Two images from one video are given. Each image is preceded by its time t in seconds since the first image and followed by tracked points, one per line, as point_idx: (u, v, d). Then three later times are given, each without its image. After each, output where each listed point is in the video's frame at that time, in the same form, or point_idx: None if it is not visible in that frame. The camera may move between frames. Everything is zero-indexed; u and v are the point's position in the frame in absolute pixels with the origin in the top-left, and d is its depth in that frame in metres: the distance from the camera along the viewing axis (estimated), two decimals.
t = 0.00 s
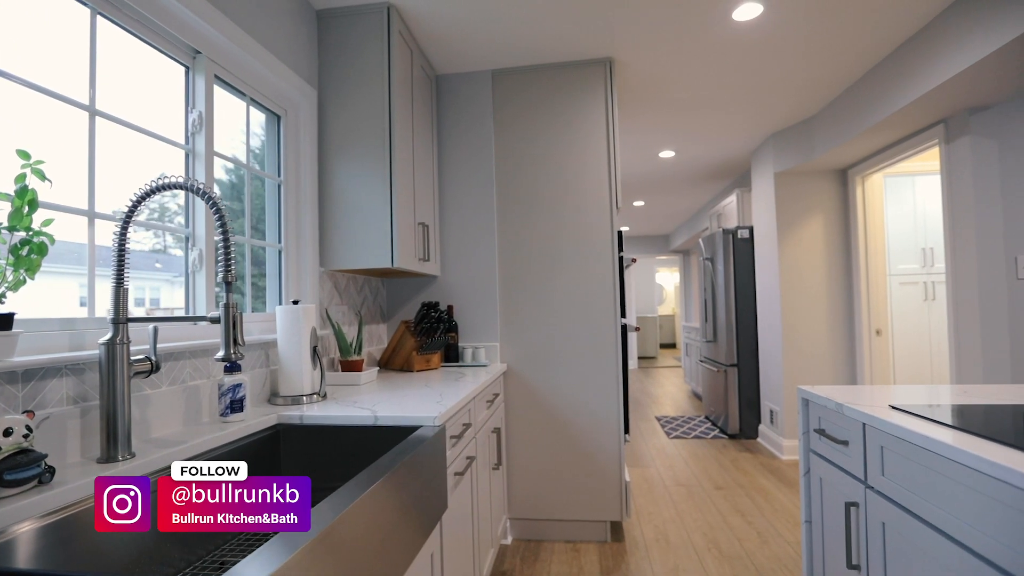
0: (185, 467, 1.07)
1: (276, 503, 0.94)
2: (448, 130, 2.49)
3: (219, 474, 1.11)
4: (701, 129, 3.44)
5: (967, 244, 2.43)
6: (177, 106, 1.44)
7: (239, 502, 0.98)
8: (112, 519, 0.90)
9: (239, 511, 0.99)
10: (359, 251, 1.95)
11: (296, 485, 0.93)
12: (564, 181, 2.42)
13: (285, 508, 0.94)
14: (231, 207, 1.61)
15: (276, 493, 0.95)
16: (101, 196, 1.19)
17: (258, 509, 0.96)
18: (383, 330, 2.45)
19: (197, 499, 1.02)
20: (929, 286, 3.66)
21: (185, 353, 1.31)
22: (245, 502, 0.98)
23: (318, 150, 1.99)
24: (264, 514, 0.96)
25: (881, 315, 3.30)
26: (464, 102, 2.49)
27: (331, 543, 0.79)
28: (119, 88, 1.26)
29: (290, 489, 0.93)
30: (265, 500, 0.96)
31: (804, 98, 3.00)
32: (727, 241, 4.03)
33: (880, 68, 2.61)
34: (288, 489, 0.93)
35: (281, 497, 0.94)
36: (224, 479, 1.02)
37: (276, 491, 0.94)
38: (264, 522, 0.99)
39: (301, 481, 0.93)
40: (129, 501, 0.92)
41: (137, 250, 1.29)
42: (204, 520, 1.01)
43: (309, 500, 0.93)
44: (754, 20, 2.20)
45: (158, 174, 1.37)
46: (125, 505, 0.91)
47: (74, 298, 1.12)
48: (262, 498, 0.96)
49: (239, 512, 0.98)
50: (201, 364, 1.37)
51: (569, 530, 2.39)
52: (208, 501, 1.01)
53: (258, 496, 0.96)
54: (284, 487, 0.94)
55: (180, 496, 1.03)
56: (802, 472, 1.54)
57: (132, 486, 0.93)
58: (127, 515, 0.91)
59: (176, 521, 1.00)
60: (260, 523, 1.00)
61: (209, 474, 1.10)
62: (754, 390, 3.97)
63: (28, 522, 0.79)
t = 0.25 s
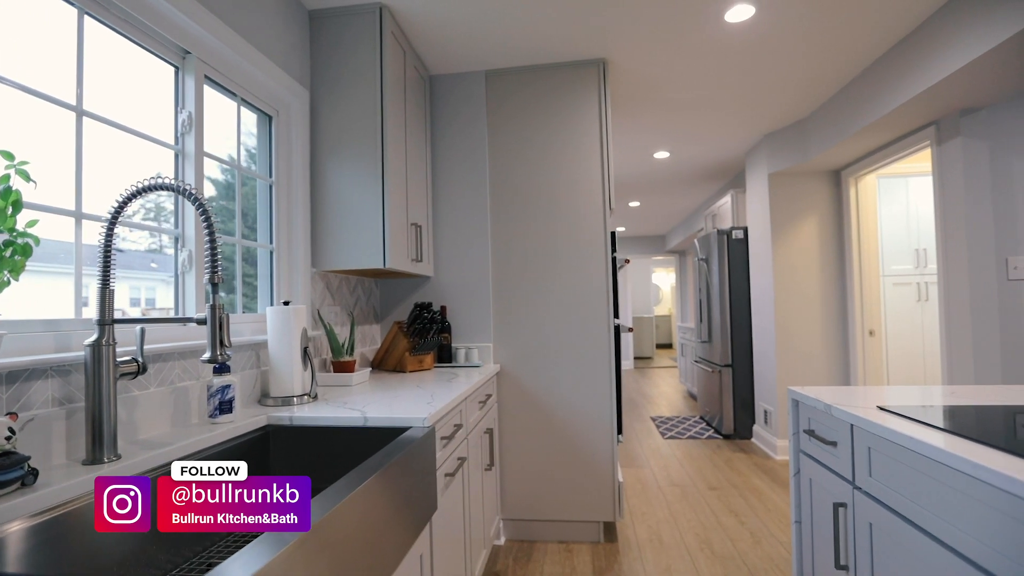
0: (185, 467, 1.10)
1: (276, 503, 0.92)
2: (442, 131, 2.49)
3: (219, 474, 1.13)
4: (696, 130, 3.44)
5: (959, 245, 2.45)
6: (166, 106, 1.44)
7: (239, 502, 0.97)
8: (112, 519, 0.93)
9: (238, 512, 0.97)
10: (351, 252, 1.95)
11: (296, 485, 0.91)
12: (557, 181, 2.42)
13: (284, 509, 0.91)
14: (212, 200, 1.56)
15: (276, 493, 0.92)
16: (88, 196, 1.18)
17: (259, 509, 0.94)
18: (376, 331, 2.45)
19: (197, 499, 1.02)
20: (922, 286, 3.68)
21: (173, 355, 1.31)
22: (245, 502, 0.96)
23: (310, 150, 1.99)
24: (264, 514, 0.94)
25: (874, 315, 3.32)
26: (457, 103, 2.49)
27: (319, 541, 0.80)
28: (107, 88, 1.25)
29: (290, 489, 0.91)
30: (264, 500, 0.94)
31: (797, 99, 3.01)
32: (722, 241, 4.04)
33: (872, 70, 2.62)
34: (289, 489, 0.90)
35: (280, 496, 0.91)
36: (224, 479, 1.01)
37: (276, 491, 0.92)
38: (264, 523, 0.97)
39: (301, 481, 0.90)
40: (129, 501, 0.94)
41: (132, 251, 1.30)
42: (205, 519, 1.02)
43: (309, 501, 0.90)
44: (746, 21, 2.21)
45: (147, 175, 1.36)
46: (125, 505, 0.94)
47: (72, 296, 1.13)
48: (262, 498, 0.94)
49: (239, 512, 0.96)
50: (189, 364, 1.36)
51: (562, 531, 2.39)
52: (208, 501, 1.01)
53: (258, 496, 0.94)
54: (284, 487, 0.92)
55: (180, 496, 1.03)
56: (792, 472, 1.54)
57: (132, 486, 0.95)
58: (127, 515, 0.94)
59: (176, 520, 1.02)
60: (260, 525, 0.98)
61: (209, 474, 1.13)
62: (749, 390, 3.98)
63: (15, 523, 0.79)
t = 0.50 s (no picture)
0: (185, 467, 1.12)
1: (276, 503, 0.92)
2: (435, 131, 2.49)
3: (221, 473, 1.13)
4: (690, 130, 3.45)
5: (950, 246, 2.45)
6: (156, 106, 1.43)
7: (239, 502, 0.97)
8: (112, 519, 0.95)
9: (238, 512, 0.97)
10: (343, 252, 1.95)
11: (295, 485, 0.90)
12: (551, 182, 2.42)
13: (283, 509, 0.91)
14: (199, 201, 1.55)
15: (275, 493, 0.92)
16: (75, 196, 1.18)
17: (259, 509, 0.94)
18: (370, 331, 2.45)
19: (195, 499, 1.02)
20: (915, 287, 3.69)
21: (162, 355, 1.30)
22: (245, 502, 0.97)
23: (303, 151, 1.98)
24: (264, 514, 0.95)
25: (867, 316, 3.33)
26: (451, 103, 2.49)
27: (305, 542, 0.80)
28: (96, 88, 1.25)
29: (290, 489, 0.90)
30: (264, 500, 0.94)
31: (791, 100, 3.02)
32: (717, 242, 4.04)
33: (865, 71, 2.63)
34: (288, 489, 0.90)
35: (279, 496, 0.91)
36: (222, 480, 1.00)
37: (276, 491, 0.92)
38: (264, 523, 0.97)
39: (301, 480, 0.90)
40: (128, 501, 0.97)
41: (129, 252, 1.33)
42: (204, 519, 1.02)
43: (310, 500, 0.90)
44: (739, 22, 2.22)
45: (136, 175, 1.36)
46: (125, 505, 0.96)
47: (65, 296, 1.14)
48: (262, 498, 0.94)
49: (239, 512, 0.97)
50: (178, 365, 1.35)
51: (555, 531, 2.39)
52: (207, 502, 1.00)
53: (258, 496, 0.94)
54: (283, 487, 0.92)
55: (179, 497, 1.03)
56: (782, 473, 1.54)
57: (131, 486, 0.98)
58: (126, 515, 0.96)
59: (175, 520, 1.02)
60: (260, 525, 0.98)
61: (208, 473, 1.14)
62: (744, 390, 3.99)
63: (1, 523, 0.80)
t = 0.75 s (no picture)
0: (184, 467, 1.15)
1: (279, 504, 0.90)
2: (429, 131, 2.49)
3: (220, 473, 1.17)
4: (685, 131, 3.45)
5: (942, 247, 2.46)
6: (145, 106, 1.43)
7: (243, 502, 0.97)
8: (112, 519, 0.96)
9: (242, 512, 0.97)
10: (335, 252, 1.95)
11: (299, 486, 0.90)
12: (544, 182, 2.42)
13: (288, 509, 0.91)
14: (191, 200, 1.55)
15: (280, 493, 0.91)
16: (61, 196, 1.17)
17: (263, 509, 0.93)
18: (363, 332, 2.44)
19: (199, 499, 1.00)
20: (909, 287, 3.70)
21: (151, 356, 1.30)
22: (250, 501, 0.96)
23: (295, 151, 1.98)
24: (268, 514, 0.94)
25: (861, 316, 3.34)
26: (445, 103, 2.49)
27: (288, 543, 0.81)
28: (84, 88, 1.24)
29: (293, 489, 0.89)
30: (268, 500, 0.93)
31: (785, 100, 3.02)
32: (711, 242, 4.05)
33: (858, 71, 2.63)
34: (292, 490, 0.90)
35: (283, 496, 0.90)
36: (226, 480, 0.99)
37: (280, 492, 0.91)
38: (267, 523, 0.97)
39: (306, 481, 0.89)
40: (128, 501, 0.97)
41: (125, 251, 1.35)
42: (207, 519, 1.01)
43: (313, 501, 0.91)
44: (731, 23, 2.22)
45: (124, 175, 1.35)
46: (125, 505, 0.97)
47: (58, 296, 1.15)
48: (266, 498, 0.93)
49: (243, 512, 0.96)
50: (165, 366, 1.34)
51: (549, 531, 2.39)
52: (212, 502, 0.99)
53: (263, 496, 0.93)
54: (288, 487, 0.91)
55: (184, 497, 1.01)
56: (773, 473, 1.55)
57: (131, 487, 0.99)
58: (126, 515, 0.97)
59: (178, 520, 1.01)
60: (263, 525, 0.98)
61: (208, 472, 1.17)
62: (738, 390, 3.99)
63: None
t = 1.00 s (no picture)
0: (185, 466, 1.19)
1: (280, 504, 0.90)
2: (423, 132, 2.48)
3: (221, 470, 1.22)
4: (680, 131, 3.46)
5: (935, 247, 2.47)
6: (134, 106, 1.42)
7: (245, 502, 0.95)
8: (112, 519, 0.98)
9: (244, 511, 0.95)
10: (327, 253, 1.94)
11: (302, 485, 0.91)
12: (538, 182, 2.43)
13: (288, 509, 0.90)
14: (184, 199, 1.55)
15: (281, 493, 0.90)
16: (48, 195, 1.16)
17: (265, 509, 0.92)
18: (357, 332, 2.44)
19: (201, 499, 1.00)
20: (904, 287, 3.71)
21: (141, 356, 1.29)
22: (250, 501, 0.94)
23: (287, 151, 1.98)
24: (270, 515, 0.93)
25: (855, 316, 3.34)
26: (439, 103, 2.49)
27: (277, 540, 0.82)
28: (73, 88, 1.24)
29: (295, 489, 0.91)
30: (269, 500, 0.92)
31: (779, 101, 3.03)
32: (707, 242, 4.05)
33: (852, 72, 2.64)
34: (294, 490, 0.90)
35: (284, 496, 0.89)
36: (227, 481, 0.98)
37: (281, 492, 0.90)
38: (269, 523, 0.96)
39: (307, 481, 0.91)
40: (127, 501, 0.99)
41: (121, 251, 1.36)
42: (210, 519, 1.00)
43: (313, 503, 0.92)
44: (724, 24, 2.22)
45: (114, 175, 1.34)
46: (124, 505, 0.99)
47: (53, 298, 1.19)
48: (267, 498, 0.92)
49: (245, 512, 0.95)
50: (153, 367, 1.33)
51: (543, 532, 2.39)
52: (214, 502, 0.98)
53: (264, 496, 0.92)
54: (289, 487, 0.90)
55: (185, 497, 1.00)
56: (764, 473, 1.55)
57: (131, 486, 1.00)
58: (127, 515, 0.98)
59: (180, 518, 1.02)
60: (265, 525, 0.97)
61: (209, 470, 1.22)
62: (734, 390, 4.00)
63: None
